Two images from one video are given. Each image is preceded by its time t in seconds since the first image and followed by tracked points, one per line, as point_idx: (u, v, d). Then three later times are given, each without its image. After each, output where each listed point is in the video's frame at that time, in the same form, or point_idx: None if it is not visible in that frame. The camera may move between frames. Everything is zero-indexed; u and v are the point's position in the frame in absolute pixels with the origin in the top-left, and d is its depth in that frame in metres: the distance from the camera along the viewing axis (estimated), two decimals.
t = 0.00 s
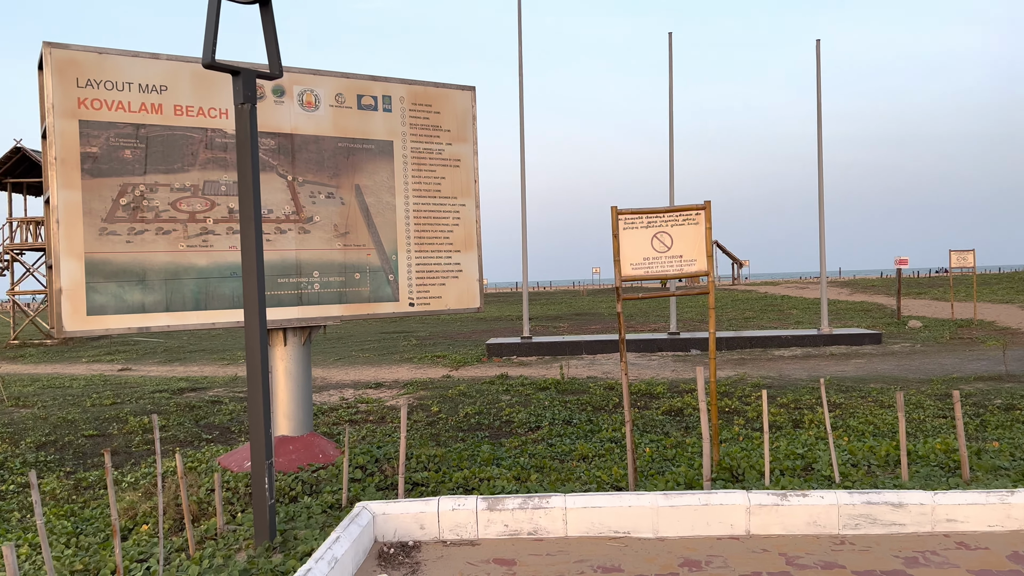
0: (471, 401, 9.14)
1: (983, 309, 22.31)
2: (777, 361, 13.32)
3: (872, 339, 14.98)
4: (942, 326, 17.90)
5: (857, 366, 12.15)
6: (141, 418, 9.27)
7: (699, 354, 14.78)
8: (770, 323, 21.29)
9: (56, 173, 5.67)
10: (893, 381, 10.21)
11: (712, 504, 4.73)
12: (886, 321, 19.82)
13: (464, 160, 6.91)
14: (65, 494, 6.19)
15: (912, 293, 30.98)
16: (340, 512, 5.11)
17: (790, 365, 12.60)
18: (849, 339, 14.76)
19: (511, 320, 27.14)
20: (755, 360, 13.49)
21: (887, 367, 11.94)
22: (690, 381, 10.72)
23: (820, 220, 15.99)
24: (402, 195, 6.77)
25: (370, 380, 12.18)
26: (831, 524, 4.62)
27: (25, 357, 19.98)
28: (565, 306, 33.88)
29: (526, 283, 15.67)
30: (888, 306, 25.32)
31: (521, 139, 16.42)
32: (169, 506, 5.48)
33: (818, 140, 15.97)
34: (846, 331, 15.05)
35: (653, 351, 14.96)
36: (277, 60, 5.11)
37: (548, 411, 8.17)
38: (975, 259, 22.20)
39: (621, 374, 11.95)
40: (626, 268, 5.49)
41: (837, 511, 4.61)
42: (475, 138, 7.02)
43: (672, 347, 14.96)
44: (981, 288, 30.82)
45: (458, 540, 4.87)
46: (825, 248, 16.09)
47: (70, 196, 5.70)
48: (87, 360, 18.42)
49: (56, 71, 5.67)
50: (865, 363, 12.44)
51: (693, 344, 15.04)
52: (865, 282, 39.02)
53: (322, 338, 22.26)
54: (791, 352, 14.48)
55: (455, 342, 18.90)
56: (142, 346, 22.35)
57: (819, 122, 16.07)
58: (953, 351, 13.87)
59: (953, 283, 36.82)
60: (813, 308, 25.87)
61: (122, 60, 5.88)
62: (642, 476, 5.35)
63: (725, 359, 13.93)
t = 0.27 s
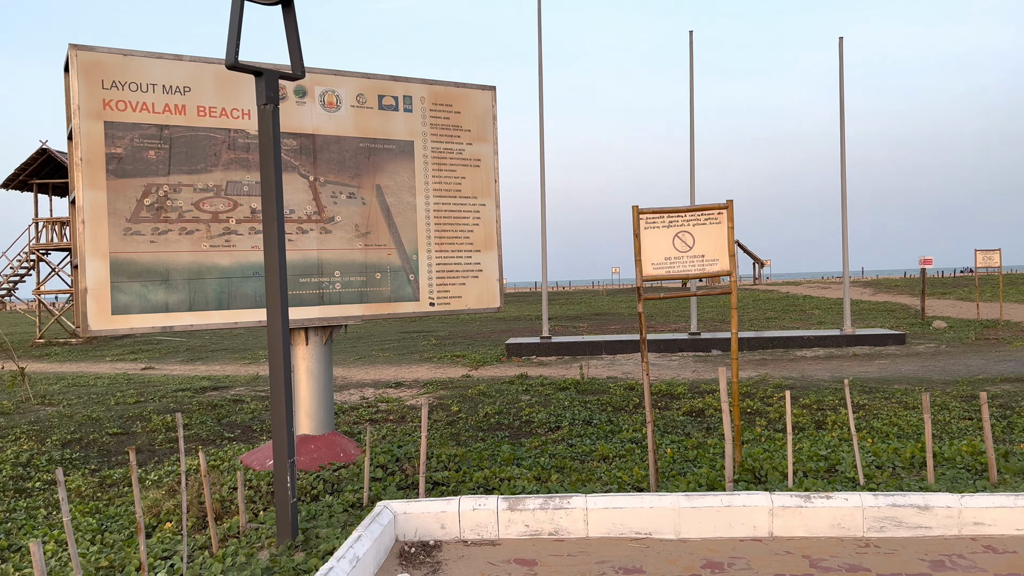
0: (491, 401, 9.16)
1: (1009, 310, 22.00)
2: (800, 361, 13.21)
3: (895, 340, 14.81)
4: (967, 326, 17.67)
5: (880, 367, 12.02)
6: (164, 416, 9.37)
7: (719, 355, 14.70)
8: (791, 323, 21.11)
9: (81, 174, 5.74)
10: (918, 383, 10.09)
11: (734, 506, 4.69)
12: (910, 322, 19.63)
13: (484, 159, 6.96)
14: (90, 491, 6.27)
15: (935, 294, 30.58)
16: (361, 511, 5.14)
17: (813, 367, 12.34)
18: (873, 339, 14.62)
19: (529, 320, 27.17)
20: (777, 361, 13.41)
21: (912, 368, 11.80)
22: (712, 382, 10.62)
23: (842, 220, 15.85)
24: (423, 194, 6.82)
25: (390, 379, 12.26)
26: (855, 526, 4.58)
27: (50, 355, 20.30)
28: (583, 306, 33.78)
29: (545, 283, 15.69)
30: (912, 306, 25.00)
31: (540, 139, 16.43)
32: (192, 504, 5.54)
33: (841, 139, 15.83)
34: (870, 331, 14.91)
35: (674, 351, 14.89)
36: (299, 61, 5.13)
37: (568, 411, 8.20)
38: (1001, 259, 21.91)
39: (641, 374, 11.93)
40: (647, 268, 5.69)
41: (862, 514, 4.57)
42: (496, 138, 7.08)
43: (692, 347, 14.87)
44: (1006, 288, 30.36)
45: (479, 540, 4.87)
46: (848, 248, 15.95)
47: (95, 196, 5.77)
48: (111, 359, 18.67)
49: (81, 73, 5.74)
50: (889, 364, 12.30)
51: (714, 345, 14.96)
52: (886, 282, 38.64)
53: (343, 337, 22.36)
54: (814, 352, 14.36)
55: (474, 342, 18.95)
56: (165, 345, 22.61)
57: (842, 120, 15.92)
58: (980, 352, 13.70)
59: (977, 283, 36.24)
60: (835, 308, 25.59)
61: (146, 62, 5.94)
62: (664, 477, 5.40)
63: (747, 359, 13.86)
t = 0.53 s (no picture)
0: (503, 401, 9.17)
1: None
2: (814, 361, 13.11)
3: (911, 340, 14.72)
4: (984, 327, 17.53)
5: (896, 368, 11.94)
6: (178, 416, 9.42)
7: (732, 355, 14.64)
8: (804, 323, 21.03)
9: (97, 175, 5.78)
10: (934, 384, 10.00)
11: (749, 508, 4.68)
12: (925, 322, 19.52)
13: (497, 159, 6.97)
14: (105, 490, 6.32)
15: (950, 294, 30.33)
16: (374, 511, 5.16)
17: (826, 368, 12.12)
18: (887, 340, 14.53)
19: (541, 320, 27.17)
20: (791, 361, 13.36)
21: (928, 368, 11.72)
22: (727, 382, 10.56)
23: (856, 220, 15.77)
24: (436, 195, 6.83)
25: (402, 379, 12.29)
26: (871, 528, 4.56)
27: (65, 355, 20.46)
28: (594, 306, 33.72)
29: (557, 283, 15.71)
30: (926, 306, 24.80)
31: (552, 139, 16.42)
32: (206, 503, 5.58)
33: (855, 138, 15.76)
34: (884, 332, 14.84)
35: (687, 351, 14.86)
36: (312, 61, 5.15)
37: (581, 411, 8.19)
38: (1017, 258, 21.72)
39: (654, 375, 11.91)
40: (660, 267, 5.71)
41: (879, 516, 4.55)
42: (508, 138, 7.09)
43: (705, 347, 14.81)
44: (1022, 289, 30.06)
45: (492, 540, 4.85)
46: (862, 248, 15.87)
47: (110, 197, 5.80)
48: (125, 359, 18.79)
49: (97, 75, 5.78)
50: (904, 365, 12.21)
51: (727, 345, 14.90)
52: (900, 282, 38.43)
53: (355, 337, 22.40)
54: (828, 353, 14.28)
55: (486, 342, 18.97)
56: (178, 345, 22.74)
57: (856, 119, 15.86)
58: (997, 353, 13.59)
59: (992, 284, 35.90)
60: (849, 308, 25.40)
61: (161, 63, 5.98)
62: (678, 478, 5.41)
63: (761, 360, 13.81)
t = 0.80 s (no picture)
0: (509, 402, 9.18)
1: None
2: (821, 362, 13.11)
3: (917, 341, 14.68)
4: (991, 328, 17.47)
5: (902, 369, 11.91)
6: (184, 417, 9.44)
7: (739, 356, 14.62)
8: (810, 324, 21.00)
9: (104, 177, 5.79)
10: (941, 385, 9.97)
11: (756, 509, 4.68)
12: (933, 322, 19.49)
13: (503, 160, 6.96)
14: (112, 491, 6.33)
15: (957, 295, 30.21)
16: (380, 512, 5.17)
17: (834, 368, 12.22)
18: (893, 341, 14.51)
19: (546, 321, 27.17)
20: (798, 362, 13.33)
21: (934, 369, 11.71)
22: (733, 384, 10.53)
23: (863, 220, 15.74)
24: (441, 196, 6.84)
25: (408, 380, 12.31)
26: (879, 530, 4.55)
27: (71, 356, 20.54)
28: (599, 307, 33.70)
29: (562, 284, 15.73)
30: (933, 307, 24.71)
31: (557, 140, 16.43)
32: (212, 504, 5.59)
33: (862, 139, 15.72)
34: (891, 332, 14.82)
35: (693, 352, 14.85)
36: (318, 62, 5.15)
37: (586, 412, 8.20)
38: None
39: (660, 376, 11.90)
40: (667, 267, 5.73)
41: (887, 518, 4.54)
42: (514, 138, 7.08)
43: (711, 347, 14.80)
44: None
45: (499, 542, 4.85)
46: (869, 248, 15.83)
47: (117, 198, 5.82)
48: (131, 359, 18.85)
49: (104, 77, 5.80)
50: (911, 366, 12.19)
51: (733, 346, 14.87)
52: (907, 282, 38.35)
53: (361, 338, 22.42)
54: (834, 354, 14.26)
55: (491, 343, 18.98)
56: (184, 346, 22.80)
57: (863, 119, 15.83)
58: (1004, 354, 13.56)
59: (999, 285, 35.77)
60: (856, 309, 25.32)
61: (168, 64, 5.99)
62: (685, 479, 5.41)
63: (767, 360, 13.81)
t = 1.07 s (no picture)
0: (510, 402, 9.19)
1: None
2: (822, 363, 13.12)
3: (919, 342, 14.65)
4: (993, 328, 17.45)
5: (904, 369, 11.90)
6: (185, 418, 9.44)
7: (740, 357, 14.62)
8: (811, 324, 21.00)
9: (104, 178, 5.79)
10: (942, 386, 9.97)
11: (757, 510, 4.67)
12: (934, 323, 19.49)
13: (504, 161, 6.96)
14: (113, 492, 6.33)
15: (959, 296, 30.17)
16: (381, 513, 5.17)
17: (836, 368, 12.28)
18: (895, 341, 14.51)
19: (547, 321, 27.17)
20: (799, 363, 13.31)
21: (935, 370, 11.71)
22: (734, 384, 10.53)
23: (864, 221, 15.73)
24: (442, 197, 6.83)
25: (409, 381, 12.31)
26: (881, 532, 4.55)
27: (72, 357, 20.54)
28: (600, 307, 33.67)
29: (563, 285, 15.74)
30: (935, 307, 24.65)
31: (558, 141, 16.42)
32: (213, 506, 5.59)
33: (864, 139, 15.71)
34: (892, 333, 14.82)
35: (694, 352, 14.85)
36: (318, 63, 5.14)
37: (587, 412, 8.20)
38: None
39: (661, 377, 11.88)
40: (667, 268, 5.74)
41: (889, 519, 4.54)
42: (515, 139, 7.08)
43: (712, 348, 14.80)
44: None
45: (500, 543, 4.84)
46: (870, 249, 15.83)
47: (117, 199, 5.82)
48: (132, 360, 18.84)
49: (105, 78, 5.80)
50: (912, 366, 12.20)
51: (734, 347, 14.86)
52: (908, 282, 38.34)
53: (362, 339, 22.39)
54: (836, 354, 14.26)
55: (493, 343, 18.98)
56: (186, 348, 22.81)
57: (864, 120, 15.81)
58: (1006, 354, 13.56)
59: (1001, 285, 35.72)
60: (858, 310, 25.29)
61: (168, 65, 6.00)
62: (686, 480, 5.41)
63: (768, 361, 13.82)
